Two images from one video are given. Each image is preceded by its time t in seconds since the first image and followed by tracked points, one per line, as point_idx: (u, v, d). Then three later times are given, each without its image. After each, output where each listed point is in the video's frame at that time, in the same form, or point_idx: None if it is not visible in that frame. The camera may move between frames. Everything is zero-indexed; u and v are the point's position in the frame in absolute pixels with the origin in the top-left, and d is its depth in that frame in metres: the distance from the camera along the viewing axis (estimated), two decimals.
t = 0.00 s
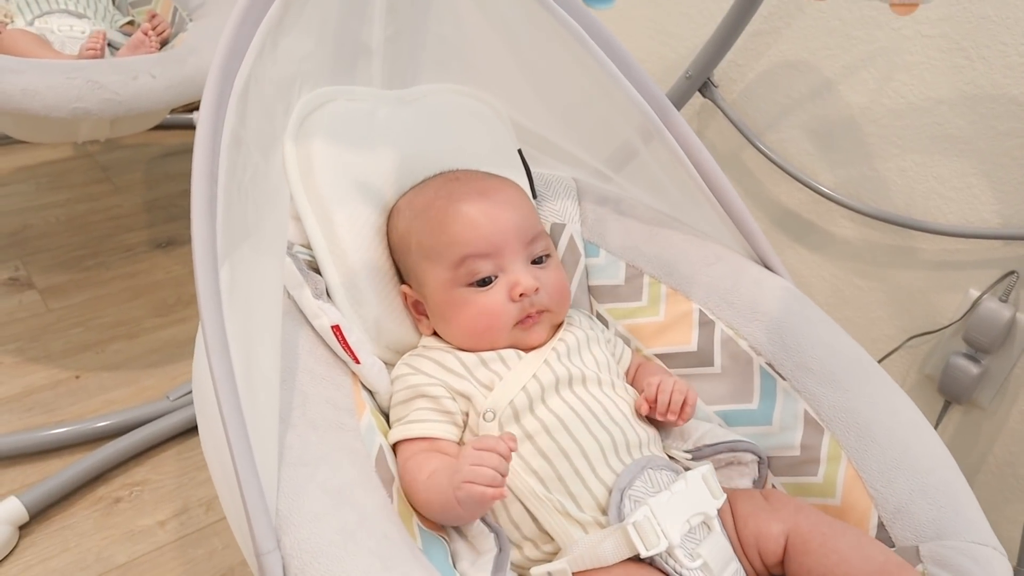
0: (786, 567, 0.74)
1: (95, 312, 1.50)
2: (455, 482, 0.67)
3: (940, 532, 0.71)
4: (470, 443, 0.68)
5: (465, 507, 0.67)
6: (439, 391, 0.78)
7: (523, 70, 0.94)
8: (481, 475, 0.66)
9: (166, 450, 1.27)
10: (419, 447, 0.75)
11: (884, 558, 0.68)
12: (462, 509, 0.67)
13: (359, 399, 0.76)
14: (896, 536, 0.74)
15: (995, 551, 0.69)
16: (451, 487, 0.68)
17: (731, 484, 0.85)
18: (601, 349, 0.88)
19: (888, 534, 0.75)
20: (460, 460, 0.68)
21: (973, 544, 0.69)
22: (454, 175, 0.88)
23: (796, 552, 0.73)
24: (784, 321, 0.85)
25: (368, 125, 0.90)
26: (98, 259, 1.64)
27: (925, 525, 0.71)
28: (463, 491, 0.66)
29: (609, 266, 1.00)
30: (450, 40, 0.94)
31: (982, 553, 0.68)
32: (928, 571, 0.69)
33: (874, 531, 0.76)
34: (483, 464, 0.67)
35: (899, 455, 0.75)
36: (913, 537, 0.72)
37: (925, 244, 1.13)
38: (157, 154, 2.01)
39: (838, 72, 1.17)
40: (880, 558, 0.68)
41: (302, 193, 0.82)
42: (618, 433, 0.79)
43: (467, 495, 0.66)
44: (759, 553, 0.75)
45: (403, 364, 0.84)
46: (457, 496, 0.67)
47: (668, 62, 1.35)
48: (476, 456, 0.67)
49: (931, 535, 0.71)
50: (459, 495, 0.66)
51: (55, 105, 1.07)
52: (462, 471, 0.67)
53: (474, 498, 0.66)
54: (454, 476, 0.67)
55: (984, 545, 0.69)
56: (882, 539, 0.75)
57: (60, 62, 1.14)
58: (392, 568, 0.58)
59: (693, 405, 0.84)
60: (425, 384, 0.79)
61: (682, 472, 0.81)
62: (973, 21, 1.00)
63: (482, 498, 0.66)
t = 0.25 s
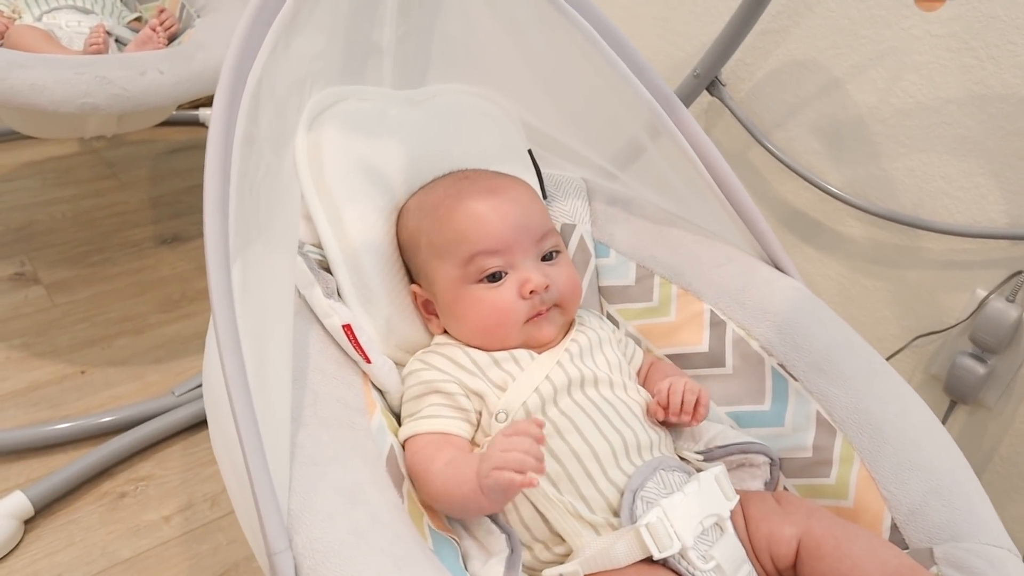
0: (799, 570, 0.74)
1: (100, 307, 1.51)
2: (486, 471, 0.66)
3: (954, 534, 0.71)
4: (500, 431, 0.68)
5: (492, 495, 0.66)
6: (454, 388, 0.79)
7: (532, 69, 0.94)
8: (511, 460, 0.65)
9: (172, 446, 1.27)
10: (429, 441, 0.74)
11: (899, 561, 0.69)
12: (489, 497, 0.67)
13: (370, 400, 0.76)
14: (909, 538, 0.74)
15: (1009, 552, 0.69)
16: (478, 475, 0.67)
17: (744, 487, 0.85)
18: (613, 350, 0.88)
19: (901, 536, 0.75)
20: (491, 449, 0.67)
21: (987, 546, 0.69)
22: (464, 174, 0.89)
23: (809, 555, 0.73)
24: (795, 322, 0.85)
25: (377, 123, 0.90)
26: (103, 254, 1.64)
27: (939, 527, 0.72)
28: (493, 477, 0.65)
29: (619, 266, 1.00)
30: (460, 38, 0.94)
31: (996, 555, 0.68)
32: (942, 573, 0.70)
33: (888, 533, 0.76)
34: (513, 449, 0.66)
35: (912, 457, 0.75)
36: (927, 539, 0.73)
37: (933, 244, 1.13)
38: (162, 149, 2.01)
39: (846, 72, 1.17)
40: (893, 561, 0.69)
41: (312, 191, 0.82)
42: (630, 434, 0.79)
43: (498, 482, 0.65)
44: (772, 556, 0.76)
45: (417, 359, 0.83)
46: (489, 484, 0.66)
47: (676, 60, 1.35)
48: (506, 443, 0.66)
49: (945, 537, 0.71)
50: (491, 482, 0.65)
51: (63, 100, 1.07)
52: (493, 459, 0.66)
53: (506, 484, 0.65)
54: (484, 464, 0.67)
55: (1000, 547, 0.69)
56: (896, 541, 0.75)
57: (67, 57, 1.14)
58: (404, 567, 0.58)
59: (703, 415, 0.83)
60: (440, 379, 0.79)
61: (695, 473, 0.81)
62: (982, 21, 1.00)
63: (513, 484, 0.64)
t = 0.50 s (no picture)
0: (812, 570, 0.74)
1: (109, 298, 1.51)
2: (512, 461, 0.66)
3: (966, 533, 0.71)
4: (524, 421, 0.68)
5: (518, 483, 0.67)
6: (466, 384, 0.79)
7: (543, 63, 0.94)
8: (538, 449, 0.65)
9: (180, 437, 1.28)
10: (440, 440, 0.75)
11: (913, 560, 0.68)
12: (516, 485, 0.67)
13: (381, 394, 0.76)
14: (922, 536, 0.74)
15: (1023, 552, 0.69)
16: (503, 463, 0.68)
17: (754, 483, 0.85)
18: (625, 346, 0.88)
19: (914, 534, 0.75)
20: (516, 439, 0.67)
21: (1004, 545, 0.69)
22: (475, 167, 0.88)
23: (821, 556, 0.73)
24: (807, 319, 0.84)
25: (388, 116, 0.90)
26: (111, 245, 1.64)
27: (952, 525, 0.72)
28: (520, 466, 0.65)
29: (630, 262, 0.99)
30: (471, 31, 0.94)
31: (1011, 553, 0.68)
32: (956, 571, 0.69)
33: (901, 530, 0.76)
34: (540, 438, 0.66)
35: (925, 455, 0.75)
36: (939, 537, 0.72)
37: (944, 242, 1.13)
38: (170, 141, 2.02)
39: (859, 68, 1.16)
40: (906, 561, 0.69)
41: (324, 183, 0.82)
42: (641, 431, 0.79)
43: (524, 471, 0.65)
44: (784, 557, 0.76)
45: (430, 354, 0.83)
46: (517, 474, 0.66)
47: (686, 55, 1.35)
48: (532, 432, 0.67)
49: (958, 535, 0.71)
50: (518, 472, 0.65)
51: (74, 90, 1.07)
52: (518, 449, 0.66)
53: (533, 473, 0.65)
54: (510, 454, 0.67)
55: (1015, 547, 0.69)
56: (908, 539, 0.75)
57: (77, 48, 1.14)
58: (416, 561, 0.58)
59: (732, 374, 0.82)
60: (453, 375, 0.79)
61: (706, 471, 0.81)
62: (997, 17, 0.99)
63: (539, 472, 0.65)
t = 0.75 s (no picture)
0: (812, 566, 0.74)
1: (114, 296, 1.52)
2: (529, 433, 0.69)
3: (966, 532, 0.70)
4: (536, 396, 0.71)
5: (534, 456, 0.69)
6: (466, 380, 0.78)
7: (548, 60, 0.94)
8: (555, 416, 0.68)
9: (184, 434, 1.28)
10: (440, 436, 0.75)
11: (913, 559, 0.68)
12: (532, 458, 0.69)
13: (382, 388, 0.76)
14: (921, 536, 0.74)
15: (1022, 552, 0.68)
16: (518, 438, 0.70)
17: (753, 480, 0.84)
18: (626, 343, 0.88)
19: (913, 533, 0.75)
20: (530, 411, 0.69)
21: (1002, 545, 0.69)
22: (477, 165, 0.88)
23: (822, 553, 0.73)
24: (809, 318, 0.84)
25: (391, 112, 0.90)
26: (117, 243, 1.65)
27: (951, 525, 0.71)
28: (540, 435, 0.68)
29: (632, 259, 0.99)
30: (475, 28, 0.94)
31: (1010, 554, 0.68)
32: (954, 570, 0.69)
33: (899, 529, 0.76)
34: (555, 408, 0.69)
35: (924, 453, 0.75)
36: (938, 537, 0.72)
37: (949, 241, 1.12)
38: (176, 140, 2.02)
39: (865, 67, 1.16)
40: (907, 558, 0.68)
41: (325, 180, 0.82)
42: (641, 428, 0.79)
43: (544, 440, 0.68)
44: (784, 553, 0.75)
45: (430, 350, 0.83)
46: (535, 444, 0.68)
47: (691, 54, 1.34)
48: (546, 403, 0.69)
49: (957, 535, 0.71)
50: (538, 440, 0.68)
51: (80, 88, 1.08)
52: (534, 421, 0.69)
53: (552, 440, 0.67)
54: (525, 426, 0.69)
55: (1014, 547, 0.68)
56: (907, 538, 0.75)
57: (84, 46, 1.15)
58: (415, 555, 0.58)
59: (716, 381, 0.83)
60: (453, 371, 0.79)
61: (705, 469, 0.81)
62: (1004, 16, 0.99)
63: (560, 438, 0.67)
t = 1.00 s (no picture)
0: (797, 560, 0.74)
1: (113, 295, 1.52)
2: (531, 386, 0.73)
3: (951, 526, 0.70)
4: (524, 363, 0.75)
5: (535, 415, 0.73)
6: (459, 374, 0.79)
7: (545, 57, 0.94)
8: (550, 371, 0.74)
9: (181, 432, 1.28)
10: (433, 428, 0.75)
11: (894, 557, 0.68)
12: (533, 418, 0.73)
13: (376, 381, 0.77)
14: (907, 529, 0.74)
15: (1007, 546, 0.69)
16: (516, 402, 0.73)
17: (743, 474, 0.84)
18: (617, 337, 0.88)
19: (899, 526, 0.75)
20: (526, 373, 0.74)
21: (987, 538, 0.69)
22: (471, 161, 0.89)
23: (806, 546, 0.73)
24: (801, 314, 0.85)
25: (388, 108, 0.90)
26: (116, 241, 1.65)
27: (937, 519, 0.71)
28: (542, 386, 0.72)
29: (625, 254, 0.99)
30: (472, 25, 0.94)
31: (995, 548, 0.68)
32: (938, 565, 0.69)
33: (886, 524, 0.76)
34: (548, 366, 0.75)
35: (913, 448, 0.75)
36: (924, 530, 0.72)
37: (944, 240, 1.12)
38: (175, 139, 2.03)
39: (861, 66, 1.16)
40: (889, 555, 0.68)
41: (321, 174, 0.82)
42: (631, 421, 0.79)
43: (547, 390, 0.72)
44: (771, 546, 0.75)
45: (423, 346, 0.83)
46: (540, 395, 0.72)
47: (688, 53, 1.35)
48: (539, 363, 0.75)
49: (943, 528, 0.71)
50: (543, 389, 0.72)
51: (78, 86, 1.08)
52: (534, 377, 0.73)
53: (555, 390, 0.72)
54: (525, 383, 0.73)
55: (999, 541, 0.69)
56: (893, 533, 0.75)
57: (83, 44, 1.15)
58: (407, 545, 0.59)
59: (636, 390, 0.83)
60: (446, 365, 0.79)
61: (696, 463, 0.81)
62: (998, 16, 0.99)
63: (561, 386, 0.73)
